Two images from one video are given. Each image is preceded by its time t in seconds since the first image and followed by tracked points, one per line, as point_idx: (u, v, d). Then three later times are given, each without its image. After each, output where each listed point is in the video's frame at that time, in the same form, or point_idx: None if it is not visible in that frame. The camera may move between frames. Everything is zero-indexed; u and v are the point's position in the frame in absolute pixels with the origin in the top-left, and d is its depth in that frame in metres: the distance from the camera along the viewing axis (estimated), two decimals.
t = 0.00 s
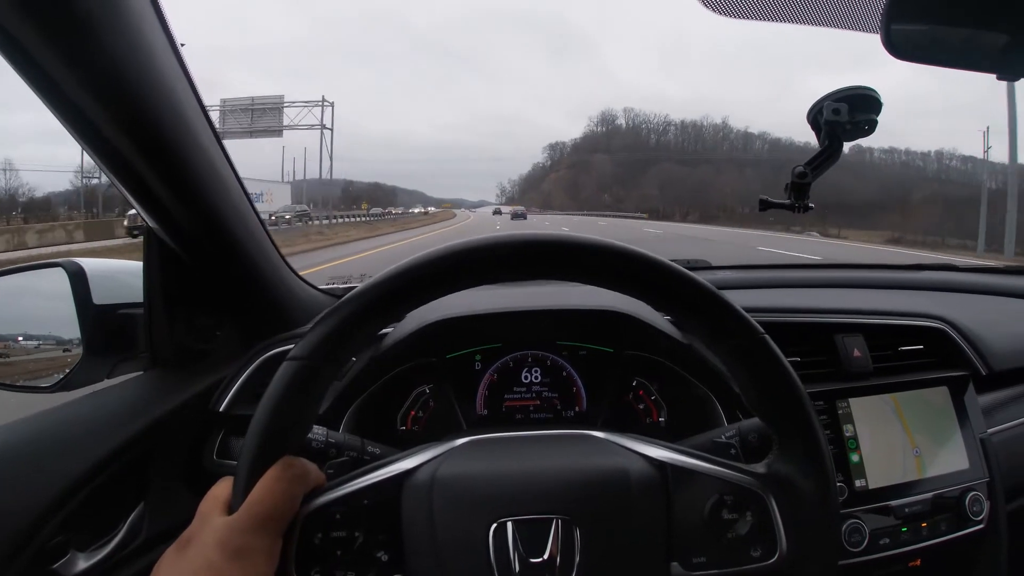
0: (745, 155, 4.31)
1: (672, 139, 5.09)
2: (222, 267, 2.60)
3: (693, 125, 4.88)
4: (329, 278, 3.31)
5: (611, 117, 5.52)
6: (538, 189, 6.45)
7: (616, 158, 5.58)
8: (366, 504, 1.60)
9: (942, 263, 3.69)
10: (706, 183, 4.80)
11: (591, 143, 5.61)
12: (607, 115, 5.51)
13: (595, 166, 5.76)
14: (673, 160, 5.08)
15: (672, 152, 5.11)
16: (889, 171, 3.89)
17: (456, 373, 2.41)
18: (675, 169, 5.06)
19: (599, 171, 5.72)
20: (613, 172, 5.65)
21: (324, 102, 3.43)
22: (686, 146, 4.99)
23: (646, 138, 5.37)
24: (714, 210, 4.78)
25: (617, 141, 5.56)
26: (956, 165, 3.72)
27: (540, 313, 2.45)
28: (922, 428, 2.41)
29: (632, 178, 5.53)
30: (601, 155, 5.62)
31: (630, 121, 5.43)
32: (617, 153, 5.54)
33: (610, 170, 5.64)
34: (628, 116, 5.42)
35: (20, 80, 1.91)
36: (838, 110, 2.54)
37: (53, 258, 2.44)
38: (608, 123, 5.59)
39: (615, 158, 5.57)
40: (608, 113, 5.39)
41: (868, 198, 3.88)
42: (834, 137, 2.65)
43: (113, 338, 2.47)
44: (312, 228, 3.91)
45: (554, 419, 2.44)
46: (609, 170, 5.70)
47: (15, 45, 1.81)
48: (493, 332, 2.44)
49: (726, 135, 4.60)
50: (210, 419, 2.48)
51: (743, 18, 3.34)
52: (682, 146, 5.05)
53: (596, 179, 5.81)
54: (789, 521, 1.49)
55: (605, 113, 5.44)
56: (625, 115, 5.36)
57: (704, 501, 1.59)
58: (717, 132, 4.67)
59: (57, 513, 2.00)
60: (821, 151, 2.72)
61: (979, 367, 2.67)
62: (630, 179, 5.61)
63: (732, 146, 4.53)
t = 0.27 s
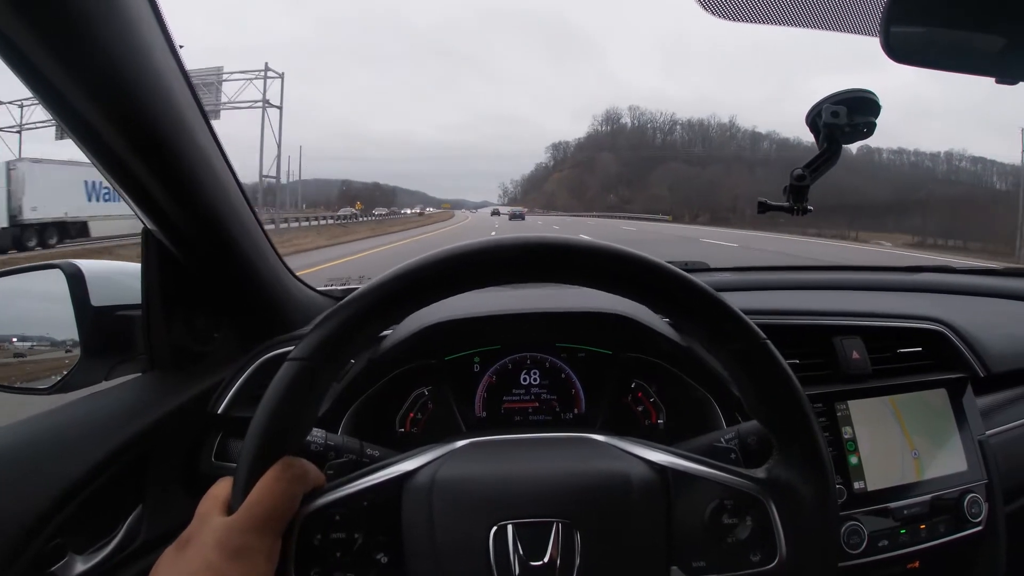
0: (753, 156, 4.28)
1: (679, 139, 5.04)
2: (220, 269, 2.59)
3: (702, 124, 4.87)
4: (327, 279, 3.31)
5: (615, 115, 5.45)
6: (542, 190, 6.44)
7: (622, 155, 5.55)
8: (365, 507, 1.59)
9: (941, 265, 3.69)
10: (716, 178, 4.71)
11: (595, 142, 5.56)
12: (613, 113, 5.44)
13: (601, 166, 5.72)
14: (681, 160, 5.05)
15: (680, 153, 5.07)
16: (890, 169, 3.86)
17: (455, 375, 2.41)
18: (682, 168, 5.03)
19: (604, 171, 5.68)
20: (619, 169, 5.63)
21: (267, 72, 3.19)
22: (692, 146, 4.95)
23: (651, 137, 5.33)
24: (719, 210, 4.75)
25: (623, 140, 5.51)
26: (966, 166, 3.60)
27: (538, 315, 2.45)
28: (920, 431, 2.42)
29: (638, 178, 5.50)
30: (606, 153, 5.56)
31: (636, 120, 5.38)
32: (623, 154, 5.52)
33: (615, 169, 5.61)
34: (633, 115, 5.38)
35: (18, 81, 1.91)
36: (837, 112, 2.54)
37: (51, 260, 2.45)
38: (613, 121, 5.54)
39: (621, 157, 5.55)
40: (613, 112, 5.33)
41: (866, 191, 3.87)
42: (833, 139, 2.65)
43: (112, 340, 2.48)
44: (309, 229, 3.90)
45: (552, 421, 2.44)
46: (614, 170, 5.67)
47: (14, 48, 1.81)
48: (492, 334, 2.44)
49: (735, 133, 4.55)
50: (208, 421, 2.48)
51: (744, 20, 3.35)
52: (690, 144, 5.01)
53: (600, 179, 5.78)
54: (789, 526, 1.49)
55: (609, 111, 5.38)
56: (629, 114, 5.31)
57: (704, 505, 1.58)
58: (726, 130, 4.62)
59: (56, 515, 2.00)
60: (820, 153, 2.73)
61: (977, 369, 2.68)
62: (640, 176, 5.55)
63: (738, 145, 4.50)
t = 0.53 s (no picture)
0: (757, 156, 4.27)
1: (686, 138, 4.98)
2: (217, 272, 2.60)
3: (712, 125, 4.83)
4: (325, 282, 3.31)
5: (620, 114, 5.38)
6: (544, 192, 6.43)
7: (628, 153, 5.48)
8: (362, 511, 1.59)
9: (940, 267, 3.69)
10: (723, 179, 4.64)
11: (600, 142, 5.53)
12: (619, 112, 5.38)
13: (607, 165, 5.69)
14: (688, 158, 5.00)
15: (687, 153, 5.02)
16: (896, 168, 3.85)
17: (451, 378, 2.41)
18: (691, 168, 4.97)
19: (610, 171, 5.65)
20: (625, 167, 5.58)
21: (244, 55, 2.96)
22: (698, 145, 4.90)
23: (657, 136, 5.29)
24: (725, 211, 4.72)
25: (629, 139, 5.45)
26: (976, 166, 3.59)
27: (536, 318, 2.45)
28: (917, 433, 2.42)
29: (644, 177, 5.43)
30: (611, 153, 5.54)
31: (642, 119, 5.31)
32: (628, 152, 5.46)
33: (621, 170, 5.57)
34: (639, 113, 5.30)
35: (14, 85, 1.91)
36: (835, 114, 2.54)
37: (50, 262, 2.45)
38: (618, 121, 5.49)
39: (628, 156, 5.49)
40: (618, 111, 5.27)
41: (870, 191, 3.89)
42: (831, 141, 2.66)
43: (109, 343, 2.46)
44: (306, 232, 3.90)
45: (550, 424, 2.43)
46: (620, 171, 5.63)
47: (7, 50, 1.82)
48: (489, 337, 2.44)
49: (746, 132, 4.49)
50: (205, 424, 2.48)
51: (742, 23, 3.36)
52: (697, 144, 4.95)
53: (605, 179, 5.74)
54: (784, 530, 1.49)
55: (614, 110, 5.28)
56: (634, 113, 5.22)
57: (700, 508, 1.58)
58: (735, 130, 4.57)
59: (53, 519, 2.00)
60: (817, 156, 2.73)
61: (975, 371, 2.68)
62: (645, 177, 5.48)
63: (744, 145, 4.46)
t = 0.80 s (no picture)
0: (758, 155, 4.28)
1: (693, 137, 4.85)
2: (216, 275, 2.60)
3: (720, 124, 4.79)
4: (324, 284, 3.32)
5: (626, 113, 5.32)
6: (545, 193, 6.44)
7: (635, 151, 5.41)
8: (359, 513, 1.59)
9: (939, 266, 3.69)
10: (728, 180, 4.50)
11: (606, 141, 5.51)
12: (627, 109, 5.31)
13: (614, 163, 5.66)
14: (695, 158, 4.91)
15: (695, 152, 4.88)
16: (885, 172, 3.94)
17: (450, 379, 2.41)
18: (699, 167, 4.90)
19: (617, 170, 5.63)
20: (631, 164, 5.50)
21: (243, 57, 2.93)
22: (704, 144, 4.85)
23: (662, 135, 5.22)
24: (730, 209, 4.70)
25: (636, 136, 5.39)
26: (988, 165, 3.57)
27: (534, 319, 2.45)
28: (915, 433, 2.42)
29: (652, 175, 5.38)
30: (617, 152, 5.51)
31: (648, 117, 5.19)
32: (635, 151, 5.40)
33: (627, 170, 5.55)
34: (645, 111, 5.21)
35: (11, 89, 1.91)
36: (831, 115, 2.55)
37: (49, 265, 2.46)
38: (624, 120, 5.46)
39: (635, 155, 5.44)
40: (624, 110, 5.23)
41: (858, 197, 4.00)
42: (828, 142, 2.66)
43: (108, 346, 2.47)
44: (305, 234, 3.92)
45: (548, 425, 2.43)
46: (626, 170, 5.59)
47: (4, 55, 1.82)
48: (487, 338, 2.45)
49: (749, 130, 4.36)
50: (205, 426, 2.48)
51: (739, 24, 3.38)
52: (704, 143, 4.77)
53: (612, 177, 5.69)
54: (782, 530, 1.50)
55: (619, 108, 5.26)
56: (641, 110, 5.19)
57: (698, 509, 1.59)
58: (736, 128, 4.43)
59: (51, 522, 2.00)
60: (814, 156, 2.73)
61: (973, 371, 2.68)
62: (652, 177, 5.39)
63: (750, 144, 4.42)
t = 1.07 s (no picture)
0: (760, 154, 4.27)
1: (704, 136, 4.89)
2: (216, 276, 2.60)
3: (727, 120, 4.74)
4: (324, 285, 3.32)
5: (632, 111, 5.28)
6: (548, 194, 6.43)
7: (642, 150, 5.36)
8: (361, 516, 1.59)
9: (939, 266, 3.69)
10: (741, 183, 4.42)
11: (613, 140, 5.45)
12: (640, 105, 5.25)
13: (621, 162, 5.59)
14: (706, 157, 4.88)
15: (705, 150, 4.89)
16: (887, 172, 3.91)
17: (451, 380, 2.41)
18: (709, 165, 4.85)
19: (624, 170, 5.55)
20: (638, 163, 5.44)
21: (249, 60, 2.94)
22: (714, 142, 4.81)
23: (669, 133, 5.17)
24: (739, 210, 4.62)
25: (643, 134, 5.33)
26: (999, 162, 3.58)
27: (534, 320, 2.45)
28: (916, 432, 2.42)
29: (660, 175, 5.32)
30: (624, 149, 5.45)
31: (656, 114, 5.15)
32: (644, 149, 5.34)
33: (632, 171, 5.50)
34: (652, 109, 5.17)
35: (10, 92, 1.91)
36: (831, 114, 2.55)
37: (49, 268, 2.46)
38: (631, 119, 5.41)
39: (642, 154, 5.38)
40: (630, 107, 5.19)
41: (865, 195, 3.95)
42: (828, 141, 2.66)
43: (108, 349, 2.46)
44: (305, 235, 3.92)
45: (549, 426, 2.43)
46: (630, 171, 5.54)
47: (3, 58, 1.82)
48: (488, 340, 2.45)
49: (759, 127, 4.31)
50: (206, 429, 2.48)
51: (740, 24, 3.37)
52: (713, 142, 4.80)
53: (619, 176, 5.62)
54: (783, 532, 1.50)
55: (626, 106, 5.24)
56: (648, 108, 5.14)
57: (699, 510, 1.58)
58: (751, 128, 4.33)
59: (52, 524, 2.00)
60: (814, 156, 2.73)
61: (974, 370, 2.68)
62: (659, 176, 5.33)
63: (760, 142, 4.36)
